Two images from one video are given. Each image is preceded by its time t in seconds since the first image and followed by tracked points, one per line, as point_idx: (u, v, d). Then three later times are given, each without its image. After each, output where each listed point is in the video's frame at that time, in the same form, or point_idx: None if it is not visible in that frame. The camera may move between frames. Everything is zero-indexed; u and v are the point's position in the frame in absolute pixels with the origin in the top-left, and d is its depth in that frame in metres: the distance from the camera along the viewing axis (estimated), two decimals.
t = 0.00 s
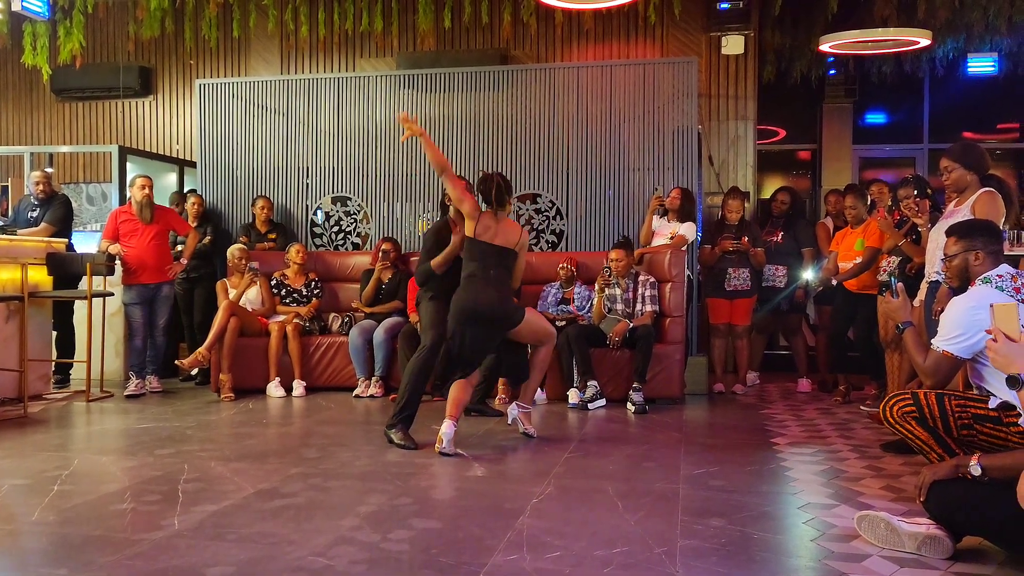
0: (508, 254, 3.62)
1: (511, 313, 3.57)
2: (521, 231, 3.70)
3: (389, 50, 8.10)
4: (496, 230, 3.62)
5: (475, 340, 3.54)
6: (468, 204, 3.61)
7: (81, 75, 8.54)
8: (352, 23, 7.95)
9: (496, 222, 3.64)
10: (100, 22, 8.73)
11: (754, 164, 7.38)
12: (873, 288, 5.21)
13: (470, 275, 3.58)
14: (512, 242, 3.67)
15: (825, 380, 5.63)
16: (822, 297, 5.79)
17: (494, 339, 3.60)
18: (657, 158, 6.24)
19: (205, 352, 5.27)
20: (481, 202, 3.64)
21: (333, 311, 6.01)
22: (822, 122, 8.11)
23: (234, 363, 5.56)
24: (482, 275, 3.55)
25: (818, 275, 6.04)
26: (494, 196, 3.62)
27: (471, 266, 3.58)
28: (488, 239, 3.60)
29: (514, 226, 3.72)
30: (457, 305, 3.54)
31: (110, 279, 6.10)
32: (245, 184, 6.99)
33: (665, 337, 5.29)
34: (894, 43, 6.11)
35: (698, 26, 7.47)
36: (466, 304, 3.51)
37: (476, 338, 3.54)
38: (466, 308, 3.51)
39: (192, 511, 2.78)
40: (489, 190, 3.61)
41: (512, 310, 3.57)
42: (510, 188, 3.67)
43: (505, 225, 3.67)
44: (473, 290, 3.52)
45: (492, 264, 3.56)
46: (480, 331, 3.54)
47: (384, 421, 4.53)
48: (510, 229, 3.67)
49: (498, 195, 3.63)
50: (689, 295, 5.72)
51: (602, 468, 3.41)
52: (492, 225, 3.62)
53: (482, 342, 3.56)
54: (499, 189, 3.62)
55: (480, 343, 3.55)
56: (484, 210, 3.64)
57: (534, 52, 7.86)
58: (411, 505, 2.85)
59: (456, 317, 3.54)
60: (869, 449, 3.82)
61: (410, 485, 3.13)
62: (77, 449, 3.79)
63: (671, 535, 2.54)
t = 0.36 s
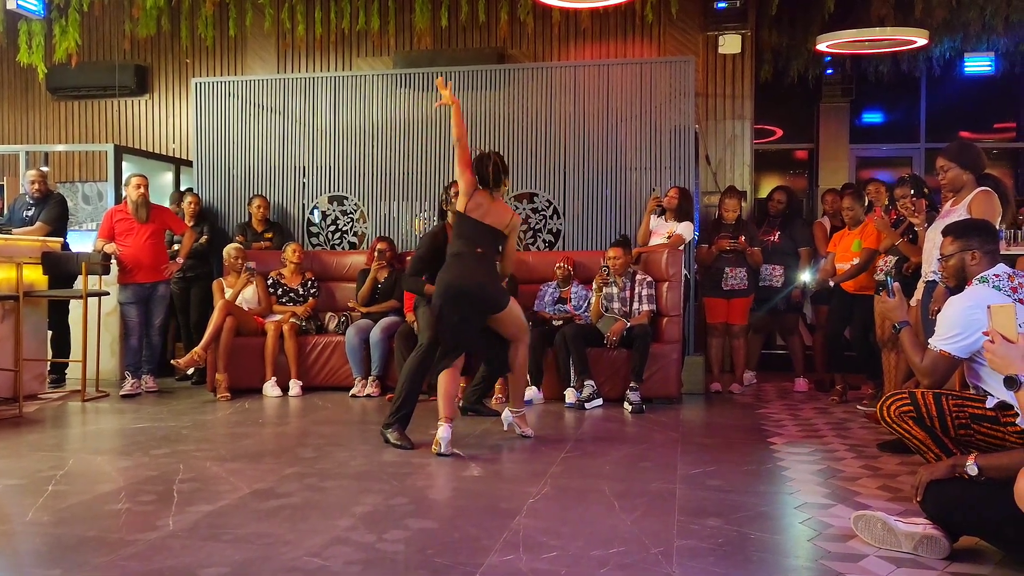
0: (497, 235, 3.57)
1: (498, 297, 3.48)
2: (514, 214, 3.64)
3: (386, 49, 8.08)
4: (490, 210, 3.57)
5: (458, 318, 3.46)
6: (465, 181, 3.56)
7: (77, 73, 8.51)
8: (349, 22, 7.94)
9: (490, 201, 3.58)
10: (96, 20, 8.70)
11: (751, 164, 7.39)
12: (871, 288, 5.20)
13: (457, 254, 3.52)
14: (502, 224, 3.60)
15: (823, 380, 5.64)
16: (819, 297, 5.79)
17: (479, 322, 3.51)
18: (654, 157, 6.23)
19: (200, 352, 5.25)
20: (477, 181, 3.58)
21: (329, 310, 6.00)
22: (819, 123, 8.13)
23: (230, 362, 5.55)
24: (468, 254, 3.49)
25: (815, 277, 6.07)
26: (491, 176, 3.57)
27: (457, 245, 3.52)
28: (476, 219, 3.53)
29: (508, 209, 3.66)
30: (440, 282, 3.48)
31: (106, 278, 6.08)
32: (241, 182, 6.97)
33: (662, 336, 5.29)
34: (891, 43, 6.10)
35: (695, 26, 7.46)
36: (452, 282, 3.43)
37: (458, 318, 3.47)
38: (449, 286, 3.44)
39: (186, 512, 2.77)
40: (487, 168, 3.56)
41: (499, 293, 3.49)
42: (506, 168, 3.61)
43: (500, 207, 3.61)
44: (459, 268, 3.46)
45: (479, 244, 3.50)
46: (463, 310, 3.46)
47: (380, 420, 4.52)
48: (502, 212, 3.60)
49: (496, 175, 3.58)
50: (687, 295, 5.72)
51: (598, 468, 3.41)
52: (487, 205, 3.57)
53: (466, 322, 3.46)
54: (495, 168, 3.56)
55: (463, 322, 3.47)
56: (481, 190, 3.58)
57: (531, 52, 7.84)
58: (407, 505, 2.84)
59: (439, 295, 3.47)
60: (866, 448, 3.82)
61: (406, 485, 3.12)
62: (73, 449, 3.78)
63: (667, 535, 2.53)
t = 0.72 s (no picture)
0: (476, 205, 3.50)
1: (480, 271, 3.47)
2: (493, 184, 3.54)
3: (382, 48, 8.07)
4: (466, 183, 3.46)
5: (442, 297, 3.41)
6: (443, 151, 3.45)
7: (72, 72, 8.48)
8: (346, 21, 7.93)
9: (467, 171, 3.47)
10: (91, 18, 8.67)
11: (748, 163, 7.39)
12: (869, 289, 5.20)
13: (433, 231, 3.47)
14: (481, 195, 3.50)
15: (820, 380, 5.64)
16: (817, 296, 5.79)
17: (466, 299, 3.45)
18: (651, 156, 6.23)
19: (196, 351, 5.23)
20: (455, 151, 3.45)
21: (326, 310, 5.97)
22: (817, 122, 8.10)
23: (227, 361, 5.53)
24: (446, 230, 3.43)
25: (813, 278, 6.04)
26: (470, 146, 3.44)
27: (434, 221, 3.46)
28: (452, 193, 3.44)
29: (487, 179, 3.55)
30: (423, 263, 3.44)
31: (101, 277, 6.05)
32: (237, 181, 6.95)
33: (659, 335, 5.29)
34: (887, 42, 6.09)
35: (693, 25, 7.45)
36: (436, 258, 3.39)
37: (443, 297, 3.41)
38: (432, 265, 3.40)
39: (181, 512, 2.76)
40: (467, 141, 3.42)
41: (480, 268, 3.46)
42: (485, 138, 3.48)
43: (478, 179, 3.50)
44: (439, 244, 3.41)
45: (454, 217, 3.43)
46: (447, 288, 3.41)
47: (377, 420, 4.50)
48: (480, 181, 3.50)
49: (475, 145, 3.44)
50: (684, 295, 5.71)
51: (595, 467, 3.40)
52: (464, 179, 3.46)
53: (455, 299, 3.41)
54: (475, 140, 3.43)
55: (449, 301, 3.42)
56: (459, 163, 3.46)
57: (528, 51, 7.83)
58: (403, 505, 2.83)
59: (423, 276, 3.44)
60: (863, 448, 3.82)
61: (403, 485, 3.11)
62: (68, 449, 3.76)
63: (664, 535, 2.52)
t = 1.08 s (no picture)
0: (470, 201, 3.49)
1: (476, 270, 3.48)
2: (484, 171, 3.51)
3: (379, 48, 8.07)
4: (451, 174, 3.46)
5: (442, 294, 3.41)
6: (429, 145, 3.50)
7: (68, 73, 8.47)
8: (343, 21, 7.92)
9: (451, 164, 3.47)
10: (88, 19, 8.66)
11: (746, 163, 7.39)
12: (867, 290, 5.20)
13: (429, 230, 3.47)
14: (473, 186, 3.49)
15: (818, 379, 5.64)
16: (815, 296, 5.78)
17: (466, 296, 3.45)
18: (649, 156, 6.23)
19: (193, 353, 5.22)
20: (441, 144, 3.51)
21: (324, 310, 5.97)
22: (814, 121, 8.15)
23: (224, 362, 5.52)
24: (441, 228, 3.44)
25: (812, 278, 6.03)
26: (454, 135, 3.47)
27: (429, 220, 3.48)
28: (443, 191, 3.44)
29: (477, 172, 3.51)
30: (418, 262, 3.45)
31: (98, 278, 6.04)
32: (235, 182, 6.95)
33: (657, 335, 5.27)
34: (885, 41, 6.10)
35: (690, 25, 7.45)
36: (431, 256, 3.40)
37: (443, 294, 3.41)
38: (428, 263, 3.41)
39: (178, 514, 2.75)
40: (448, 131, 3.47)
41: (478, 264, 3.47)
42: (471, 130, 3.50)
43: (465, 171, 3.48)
44: (433, 244, 3.42)
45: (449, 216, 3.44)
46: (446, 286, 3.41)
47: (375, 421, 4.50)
48: (469, 173, 3.49)
49: (458, 134, 3.47)
50: (682, 294, 5.72)
51: (594, 468, 3.39)
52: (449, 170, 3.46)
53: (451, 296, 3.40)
54: (457, 130, 3.46)
55: (449, 298, 3.42)
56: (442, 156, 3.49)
57: (525, 51, 7.83)
58: (401, 507, 2.82)
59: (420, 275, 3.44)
60: (861, 447, 3.81)
61: (400, 486, 3.10)
62: (65, 451, 3.75)
63: (663, 535, 2.52)
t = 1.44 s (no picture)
0: (478, 202, 3.49)
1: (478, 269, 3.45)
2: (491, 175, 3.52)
3: (377, 46, 8.06)
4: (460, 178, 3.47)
5: (438, 287, 3.40)
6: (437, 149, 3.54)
7: (66, 72, 8.46)
8: (341, 19, 7.91)
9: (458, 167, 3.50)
10: (85, 18, 8.64)
11: (745, 160, 7.38)
12: (866, 288, 5.20)
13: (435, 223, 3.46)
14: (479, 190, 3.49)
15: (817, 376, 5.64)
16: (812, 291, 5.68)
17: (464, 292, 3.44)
18: (648, 153, 6.22)
19: (192, 352, 5.21)
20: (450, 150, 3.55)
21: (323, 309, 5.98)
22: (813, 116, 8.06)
23: (224, 361, 5.53)
24: (447, 224, 3.43)
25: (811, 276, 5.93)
26: (462, 138, 3.51)
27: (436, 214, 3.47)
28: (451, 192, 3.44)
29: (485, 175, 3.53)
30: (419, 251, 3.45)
31: (97, 277, 6.04)
32: (234, 180, 6.94)
33: (656, 333, 5.25)
34: (883, 37, 6.08)
35: (688, 22, 7.44)
36: (431, 246, 3.40)
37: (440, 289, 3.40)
38: (429, 253, 3.40)
39: (178, 513, 2.75)
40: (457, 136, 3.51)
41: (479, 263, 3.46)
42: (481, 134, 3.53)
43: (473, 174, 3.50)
44: (436, 237, 3.42)
45: (458, 216, 3.43)
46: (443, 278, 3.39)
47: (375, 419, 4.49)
48: (477, 176, 3.50)
49: (466, 137, 3.51)
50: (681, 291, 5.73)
51: (593, 465, 3.39)
52: (457, 175, 3.47)
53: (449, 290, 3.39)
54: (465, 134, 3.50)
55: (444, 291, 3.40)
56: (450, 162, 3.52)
57: (522, 48, 7.82)
58: (401, 505, 2.82)
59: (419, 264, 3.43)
60: (861, 443, 3.82)
61: (400, 484, 3.10)
62: (64, 450, 3.75)
63: (663, 532, 2.52)
